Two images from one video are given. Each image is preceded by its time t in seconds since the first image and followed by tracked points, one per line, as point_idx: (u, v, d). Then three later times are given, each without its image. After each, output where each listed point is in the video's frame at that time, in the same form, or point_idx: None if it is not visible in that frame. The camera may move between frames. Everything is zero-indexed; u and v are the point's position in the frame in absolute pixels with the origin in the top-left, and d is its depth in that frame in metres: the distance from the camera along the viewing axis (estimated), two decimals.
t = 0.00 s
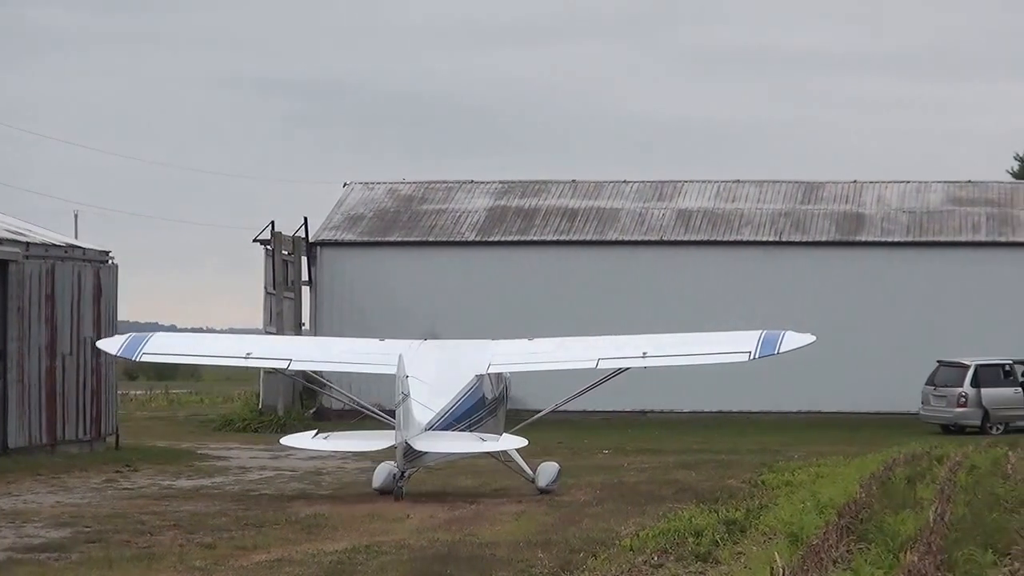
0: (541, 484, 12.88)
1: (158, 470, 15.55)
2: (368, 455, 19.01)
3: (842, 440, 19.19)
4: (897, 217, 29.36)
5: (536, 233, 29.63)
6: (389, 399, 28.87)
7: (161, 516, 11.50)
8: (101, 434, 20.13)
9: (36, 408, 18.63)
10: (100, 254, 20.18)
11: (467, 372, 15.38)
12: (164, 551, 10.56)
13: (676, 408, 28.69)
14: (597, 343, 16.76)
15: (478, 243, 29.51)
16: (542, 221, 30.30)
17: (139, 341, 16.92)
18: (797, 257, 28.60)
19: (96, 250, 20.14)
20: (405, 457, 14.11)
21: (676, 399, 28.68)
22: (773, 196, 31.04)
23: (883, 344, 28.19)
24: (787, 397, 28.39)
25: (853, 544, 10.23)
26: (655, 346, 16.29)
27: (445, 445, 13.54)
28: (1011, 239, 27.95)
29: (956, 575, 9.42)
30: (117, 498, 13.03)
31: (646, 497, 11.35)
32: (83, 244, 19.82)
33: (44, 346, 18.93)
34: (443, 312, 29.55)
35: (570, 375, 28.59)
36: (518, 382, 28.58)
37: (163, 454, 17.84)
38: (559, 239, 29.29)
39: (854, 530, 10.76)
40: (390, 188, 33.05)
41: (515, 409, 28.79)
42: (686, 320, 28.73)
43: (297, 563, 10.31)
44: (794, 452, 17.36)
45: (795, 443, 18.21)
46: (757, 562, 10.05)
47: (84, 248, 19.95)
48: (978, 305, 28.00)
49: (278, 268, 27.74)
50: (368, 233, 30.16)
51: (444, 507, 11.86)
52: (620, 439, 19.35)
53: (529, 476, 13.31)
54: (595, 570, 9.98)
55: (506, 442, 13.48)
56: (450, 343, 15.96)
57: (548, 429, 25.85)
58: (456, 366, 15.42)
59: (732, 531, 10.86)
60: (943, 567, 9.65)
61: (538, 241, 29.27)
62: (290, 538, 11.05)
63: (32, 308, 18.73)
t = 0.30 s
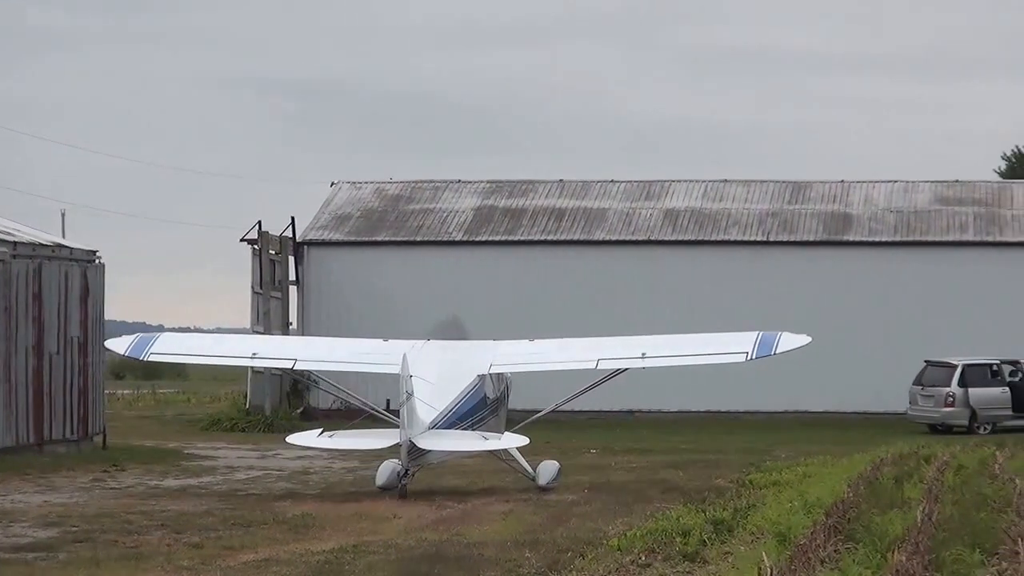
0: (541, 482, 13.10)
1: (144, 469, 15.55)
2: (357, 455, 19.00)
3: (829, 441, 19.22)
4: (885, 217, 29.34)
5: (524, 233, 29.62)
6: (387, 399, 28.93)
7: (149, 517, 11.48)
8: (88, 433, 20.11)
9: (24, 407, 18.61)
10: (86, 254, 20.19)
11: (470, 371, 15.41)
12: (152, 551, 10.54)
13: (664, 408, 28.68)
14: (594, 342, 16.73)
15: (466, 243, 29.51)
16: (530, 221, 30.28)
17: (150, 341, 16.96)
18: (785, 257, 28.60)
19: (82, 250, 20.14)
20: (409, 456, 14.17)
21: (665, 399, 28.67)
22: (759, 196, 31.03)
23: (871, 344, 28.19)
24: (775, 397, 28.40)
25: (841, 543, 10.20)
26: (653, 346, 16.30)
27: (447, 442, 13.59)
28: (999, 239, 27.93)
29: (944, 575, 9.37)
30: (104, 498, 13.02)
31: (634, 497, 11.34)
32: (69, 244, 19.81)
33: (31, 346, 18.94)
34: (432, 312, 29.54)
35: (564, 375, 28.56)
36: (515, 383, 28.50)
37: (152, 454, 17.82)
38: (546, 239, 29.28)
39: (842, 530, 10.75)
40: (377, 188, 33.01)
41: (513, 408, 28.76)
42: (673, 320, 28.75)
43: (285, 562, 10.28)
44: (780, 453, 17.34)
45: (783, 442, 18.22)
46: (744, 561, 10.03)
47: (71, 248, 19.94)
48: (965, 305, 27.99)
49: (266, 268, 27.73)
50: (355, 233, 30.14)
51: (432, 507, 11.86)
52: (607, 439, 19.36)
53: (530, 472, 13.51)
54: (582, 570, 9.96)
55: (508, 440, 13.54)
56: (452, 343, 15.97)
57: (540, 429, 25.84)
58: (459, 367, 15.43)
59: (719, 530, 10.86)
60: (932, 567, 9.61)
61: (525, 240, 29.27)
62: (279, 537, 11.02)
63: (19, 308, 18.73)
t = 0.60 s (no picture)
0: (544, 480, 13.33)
1: (135, 469, 15.53)
2: (349, 454, 19.00)
3: (821, 441, 19.23)
4: (876, 217, 29.33)
5: (515, 233, 29.61)
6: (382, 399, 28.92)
7: (139, 516, 11.46)
8: (78, 433, 20.10)
9: (13, 407, 18.61)
10: (77, 254, 20.19)
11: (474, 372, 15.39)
12: (142, 551, 10.52)
13: (656, 408, 28.69)
14: (596, 342, 16.72)
15: (457, 243, 29.50)
16: (521, 221, 30.27)
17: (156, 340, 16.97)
18: (777, 257, 28.60)
19: (73, 250, 20.13)
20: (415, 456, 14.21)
21: (656, 399, 28.68)
22: (751, 195, 31.02)
23: (864, 344, 28.19)
24: (766, 397, 28.42)
25: (831, 543, 10.17)
26: (657, 345, 16.28)
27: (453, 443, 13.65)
28: (990, 239, 27.91)
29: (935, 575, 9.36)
30: (94, 499, 13.00)
31: (626, 497, 11.31)
32: (60, 244, 19.81)
33: (22, 345, 18.93)
34: (423, 313, 29.55)
35: (560, 375, 28.55)
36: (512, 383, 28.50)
37: (145, 454, 17.78)
38: (538, 239, 29.27)
39: (833, 530, 10.74)
40: (368, 188, 32.96)
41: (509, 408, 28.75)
42: (664, 320, 28.78)
43: (276, 562, 10.26)
44: (772, 454, 17.31)
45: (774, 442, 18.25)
46: (735, 560, 10.03)
47: (62, 248, 19.94)
48: (957, 304, 28.00)
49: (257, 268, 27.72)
50: (346, 233, 30.13)
51: (423, 506, 11.84)
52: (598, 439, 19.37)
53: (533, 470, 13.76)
54: (574, 570, 9.94)
55: (512, 438, 13.69)
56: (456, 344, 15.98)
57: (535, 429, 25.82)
58: (463, 368, 15.44)
59: (712, 530, 10.86)
60: (923, 566, 9.59)
61: (516, 240, 29.27)
62: (269, 536, 11.00)
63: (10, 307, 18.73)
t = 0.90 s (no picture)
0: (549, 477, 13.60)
1: (128, 469, 15.53)
2: (342, 454, 18.99)
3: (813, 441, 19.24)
4: (870, 217, 29.33)
5: (508, 233, 29.61)
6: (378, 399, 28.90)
7: (131, 515, 11.44)
8: (71, 433, 20.10)
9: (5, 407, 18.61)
10: (70, 254, 20.18)
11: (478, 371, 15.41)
12: (135, 551, 10.51)
13: (648, 408, 28.69)
14: (597, 342, 16.71)
15: (449, 243, 29.50)
16: (514, 220, 30.26)
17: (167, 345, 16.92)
18: (770, 257, 28.61)
19: (66, 250, 20.13)
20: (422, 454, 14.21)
21: (649, 399, 28.68)
22: (744, 195, 31.01)
23: (859, 344, 28.18)
24: (758, 397, 28.43)
25: (824, 543, 10.15)
26: (659, 344, 16.27)
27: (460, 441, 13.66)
28: (983, 239, 27.92)
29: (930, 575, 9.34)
30: (87, 499, 13.01)
31: (620, 497, 11.28)
32: (52, 244, 19.80)
33: (15, 345, 18.93)
34: (415, 313, 29.57)
35: (557, 375, 28.54)
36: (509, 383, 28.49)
37: (138, 454, 17.78)
38: (532, 239, 29.28)
39: (826, 529, 10.74)
40: (361, 188, 32.93)
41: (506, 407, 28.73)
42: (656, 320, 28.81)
43: (269, 562, 10.24)
44: (765, 454, 17.31)
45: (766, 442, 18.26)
46: (727, 559, 10.02)
47: (55, 248, 19.94)
48: (951, 304, 28.00)
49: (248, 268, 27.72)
50: (338, 232, 30.12)
51: (415, 506, 11.82)
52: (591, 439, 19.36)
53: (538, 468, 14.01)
54: (569, 570, 9.93)
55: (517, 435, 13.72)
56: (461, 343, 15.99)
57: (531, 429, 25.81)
58: (467, 368, 15.44)
59: (705, 530, 10.85)
60: (917, 566, 9.58)
61: (507, 240, 29.30)
62: (262, 535, 10.99)
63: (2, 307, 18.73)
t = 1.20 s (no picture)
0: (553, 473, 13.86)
1: (122, 469, 15.53)
2: (335, 455, 18.99)
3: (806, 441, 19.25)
4: (862, 217, 29.35)
5: (500, 233, 29.60)
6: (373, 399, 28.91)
7: (124, 515, 11.43)
8: (64, 432, 20.10)
9: None
10: (62, 254, 20.17)
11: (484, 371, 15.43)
12: (128, 551, 10.50)
13: (642, 408, 28.70)
14: (600, 342, 16.72)
15: (441, 243, 29.49)
16: (506, 220, 30.26)
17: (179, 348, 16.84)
18: (763, 257, 28.61)
19: (58, 249, 20.12)
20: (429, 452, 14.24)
21: (642, 399, 28.70)
22: (737, 195, 31.01)
23: (854, 345, 28.18)
24: (751, 397, 28.44)
25: (817, 543, 10.14)
26: (661, 344, 16.28)
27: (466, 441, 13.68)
28: (976, 239, 27.94)
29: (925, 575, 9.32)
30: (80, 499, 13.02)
31: (612, 497, 11.27)
32: (44, 243, 19.80)
33: (7, 345, 18.93)
34: (408, 313, 29.58)
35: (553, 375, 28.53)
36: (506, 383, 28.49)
37: (132, 454, 17.78)
38: (524, 239, 29.27)
39: (820, 529, 10.73)
40: (354, 188, 32.90)
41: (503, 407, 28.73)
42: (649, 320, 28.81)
43: (263, 561, 10.24)
44: (758, 454, 17.32)
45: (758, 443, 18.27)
46: (721, 559, 10.01)
47: (47, 247, 19.93)
48: (945, 305, 28.00)
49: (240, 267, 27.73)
50: (331, 232, 30.10)
51: (408, 506, 11.82)
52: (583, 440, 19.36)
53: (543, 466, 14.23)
54: (563, 570, 9.91)
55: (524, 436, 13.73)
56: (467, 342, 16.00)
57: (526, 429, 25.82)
58: (472, 368, 15.45)
59: (698, 530, 10.84)
60: (910, 566, 9.56)
61: (500, 240, 29.31)
62: (254, 534, 10.99)
63: None
